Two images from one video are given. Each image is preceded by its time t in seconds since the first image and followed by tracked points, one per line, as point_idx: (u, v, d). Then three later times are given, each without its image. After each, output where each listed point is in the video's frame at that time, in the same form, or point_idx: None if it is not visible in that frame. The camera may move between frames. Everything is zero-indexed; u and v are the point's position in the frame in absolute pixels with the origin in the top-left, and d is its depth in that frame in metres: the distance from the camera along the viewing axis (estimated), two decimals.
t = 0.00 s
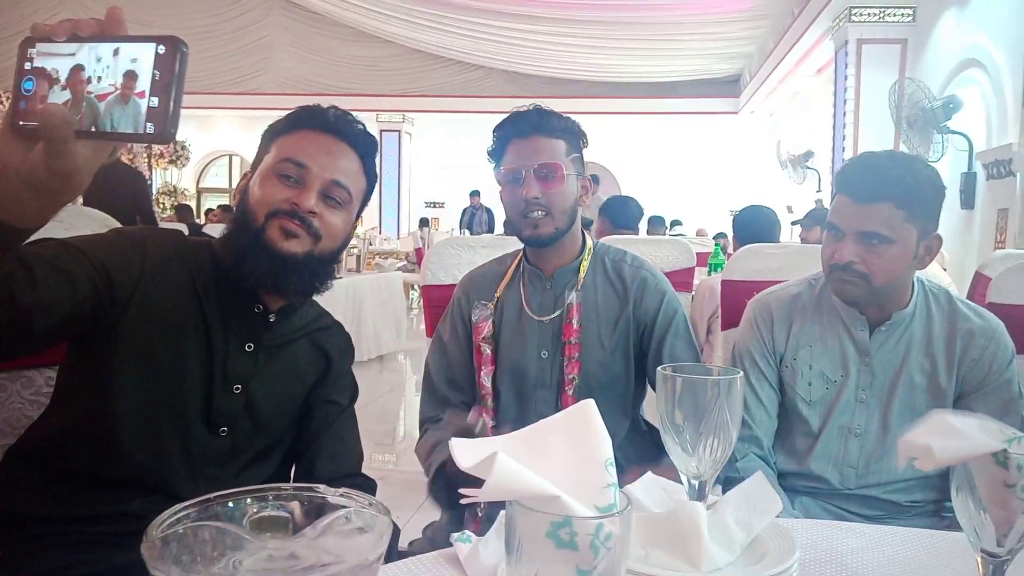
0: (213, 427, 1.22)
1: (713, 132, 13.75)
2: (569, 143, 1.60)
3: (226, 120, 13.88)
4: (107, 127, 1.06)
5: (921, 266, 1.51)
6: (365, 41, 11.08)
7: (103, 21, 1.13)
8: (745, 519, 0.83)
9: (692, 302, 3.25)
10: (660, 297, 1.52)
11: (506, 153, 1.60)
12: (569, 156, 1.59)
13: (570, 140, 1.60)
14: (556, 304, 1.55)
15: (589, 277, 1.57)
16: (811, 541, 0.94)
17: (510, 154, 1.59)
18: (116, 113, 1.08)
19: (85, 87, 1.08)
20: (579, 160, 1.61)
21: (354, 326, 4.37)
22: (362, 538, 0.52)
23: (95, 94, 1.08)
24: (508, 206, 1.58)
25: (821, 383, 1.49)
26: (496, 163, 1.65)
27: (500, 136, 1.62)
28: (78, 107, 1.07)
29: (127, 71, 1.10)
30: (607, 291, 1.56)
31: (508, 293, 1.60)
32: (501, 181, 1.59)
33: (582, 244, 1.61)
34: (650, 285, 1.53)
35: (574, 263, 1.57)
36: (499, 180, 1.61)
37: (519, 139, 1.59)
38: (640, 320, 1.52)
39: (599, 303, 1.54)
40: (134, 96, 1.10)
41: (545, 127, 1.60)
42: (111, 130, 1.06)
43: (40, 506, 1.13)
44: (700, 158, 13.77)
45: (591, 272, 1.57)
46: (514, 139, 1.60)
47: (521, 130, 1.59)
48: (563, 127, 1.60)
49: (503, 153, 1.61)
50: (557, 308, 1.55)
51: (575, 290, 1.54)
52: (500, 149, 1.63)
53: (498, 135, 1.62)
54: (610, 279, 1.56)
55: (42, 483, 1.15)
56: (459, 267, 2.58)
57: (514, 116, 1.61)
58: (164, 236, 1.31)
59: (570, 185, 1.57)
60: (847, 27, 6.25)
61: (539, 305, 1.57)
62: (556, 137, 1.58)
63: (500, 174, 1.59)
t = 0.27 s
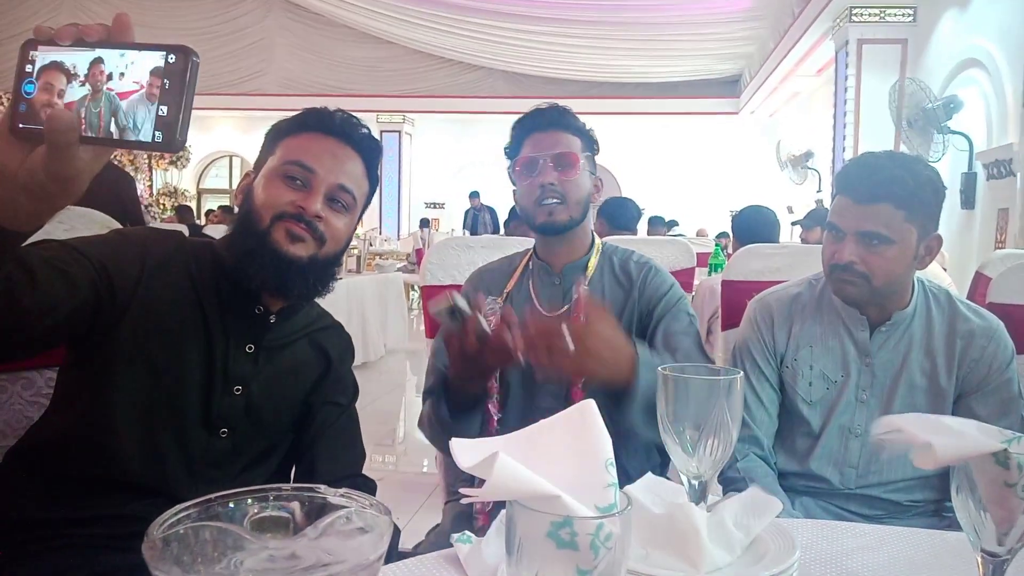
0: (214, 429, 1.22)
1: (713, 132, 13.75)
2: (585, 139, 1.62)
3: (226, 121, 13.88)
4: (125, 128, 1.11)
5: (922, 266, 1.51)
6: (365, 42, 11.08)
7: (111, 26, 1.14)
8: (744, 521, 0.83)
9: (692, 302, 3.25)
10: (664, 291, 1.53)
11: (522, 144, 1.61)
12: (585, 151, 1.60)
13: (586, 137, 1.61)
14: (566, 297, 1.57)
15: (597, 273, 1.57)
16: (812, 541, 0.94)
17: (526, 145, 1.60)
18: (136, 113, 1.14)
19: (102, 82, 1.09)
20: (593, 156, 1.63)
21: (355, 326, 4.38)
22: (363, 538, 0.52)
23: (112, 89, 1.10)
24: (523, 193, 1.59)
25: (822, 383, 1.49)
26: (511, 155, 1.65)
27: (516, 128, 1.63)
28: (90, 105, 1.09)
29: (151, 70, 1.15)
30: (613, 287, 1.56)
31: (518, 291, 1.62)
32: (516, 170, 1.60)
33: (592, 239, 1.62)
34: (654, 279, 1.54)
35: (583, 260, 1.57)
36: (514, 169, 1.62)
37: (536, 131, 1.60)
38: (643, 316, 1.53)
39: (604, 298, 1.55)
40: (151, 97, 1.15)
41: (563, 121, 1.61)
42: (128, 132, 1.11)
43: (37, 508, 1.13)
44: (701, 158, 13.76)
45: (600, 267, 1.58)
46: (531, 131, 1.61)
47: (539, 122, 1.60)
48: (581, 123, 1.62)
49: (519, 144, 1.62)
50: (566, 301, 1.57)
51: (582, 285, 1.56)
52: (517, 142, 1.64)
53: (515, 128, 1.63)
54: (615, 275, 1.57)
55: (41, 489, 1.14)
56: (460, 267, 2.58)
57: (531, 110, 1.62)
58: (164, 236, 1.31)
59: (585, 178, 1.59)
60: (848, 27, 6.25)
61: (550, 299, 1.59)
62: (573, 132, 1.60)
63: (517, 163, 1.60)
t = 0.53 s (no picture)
0: (214, 428, 1.22)
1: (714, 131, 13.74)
2: (600, 140, 1.62)
3: (227, 119, 13.88)
4: (120, 129, 1.10)
5: (923, 268, 1.50)
6: (367, 41, 11.08)
7: (105, 27, 1.13)
8: (744, 524, 0.83)
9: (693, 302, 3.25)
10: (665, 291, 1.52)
11: (537, 141, 1.61)
12: (599, 152, 1.61)
13: (601, 138, 1.62)
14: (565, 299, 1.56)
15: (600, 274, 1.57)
16: (812, 544, 0.94)
17: (540, 142, 1.60)
18: (131, 115, 1.13)
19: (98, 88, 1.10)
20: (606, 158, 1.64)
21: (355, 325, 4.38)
22: (363, 543, 0.52)
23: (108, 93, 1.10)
24: (536, 191, 1.59)
25: (822, 385, 1.49)
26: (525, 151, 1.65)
27: (532, 125, 1.63)
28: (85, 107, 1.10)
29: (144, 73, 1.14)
30: (613, 287, 1.56)
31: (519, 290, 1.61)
32: (530, 167, 1.60)
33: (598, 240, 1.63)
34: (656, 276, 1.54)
35: (586, 260, 1.57)
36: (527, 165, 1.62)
37: (552, 129, 1.60)
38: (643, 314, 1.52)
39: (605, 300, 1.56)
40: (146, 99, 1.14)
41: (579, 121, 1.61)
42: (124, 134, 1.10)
43: (38, 509, 1.13)
44: (702, 157, 13.75)
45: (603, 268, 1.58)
46: (546, 128, 1.61)
47: (555, 121, 1.60)
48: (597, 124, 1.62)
49: (533, 141, 1.62)
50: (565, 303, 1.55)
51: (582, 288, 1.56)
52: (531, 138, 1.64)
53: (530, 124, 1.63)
54: (616, 275, 1.57)
55: (42, 488, 1.14)
56: (460, 267, 2.58)
57: (547, 108, 1.62)
58: (166, 236, 1.31)
59: (598, 179, 1.59)
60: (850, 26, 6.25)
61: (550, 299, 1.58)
62: (589, 133, 1.60)
63: (531, 160, 1.60)
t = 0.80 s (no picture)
0: (217, 427, 1.22)
1: (715, 130, 13.73)
2: (596, 146, 1.60)
3: (228, 116, 13.87)
4: (120, 131, 1.10)
5: (924, 269, 1.50)
6: (368, 38, 11.06)
7: (108, 25, 1.14)
8: (746, 525, 0.83)
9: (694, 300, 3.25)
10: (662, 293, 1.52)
11: (533, 145, 1.59)
12: (596, 157, 1.59)
13: (597, 143, 1.60)
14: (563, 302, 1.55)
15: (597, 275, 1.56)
16: (813, 544, 0.95)
17: (537, 146, 1.58)
18: (132, 116, 1.13)
19: (100, 88, 1.11)
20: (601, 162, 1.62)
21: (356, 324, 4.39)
22: (369, 546, 0.52)
23: (110, 94, 1.11)
24: (530, 198, 1.57)
25: (824, 385, 1.49)
26: (520, 154, 1.63)
27: (528, 129, 1.61)
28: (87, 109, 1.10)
29: (146, 73, 1.14)
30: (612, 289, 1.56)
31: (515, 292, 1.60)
32: (524, 173, 1.58)
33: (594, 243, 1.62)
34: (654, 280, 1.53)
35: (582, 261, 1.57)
36: (522, 170, 1.59)
37: (549, 134, 1.58)
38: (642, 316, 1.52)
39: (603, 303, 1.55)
40: (148, 99, 1.14)
41: (576, 126, 1.58)
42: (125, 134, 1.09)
43: (41, 507, 1.13)
44: (703, 155, 13.74)
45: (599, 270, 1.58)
46: (544, 133, 1.58)
47: (552, 126, 1.58)
48: (594, 129, 1.60)
49: (529, 145, 1.59)
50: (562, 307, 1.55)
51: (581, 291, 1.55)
52: (526, 141, 1.61)
53: (526, 127, 1.60)
54: (614, 277, 1.57)
55: (46, 486, 1.14)
56: (462, 265, 2.58)
57: (544, 110, 1.60)
58: (168, 236, 1.31)
59: (594, 186, 1.57)
60: (852, 25, 6.24)
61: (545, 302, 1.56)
62: (586, 138, 1.58)
63: (527, 166, 1.57)
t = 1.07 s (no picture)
0: (217, 427, 1.22)
1: (713, 131, 13.74)
2: (582, 145, 1.59)
3: (226, 119, 13.87)
4: (116, 130, 1.10)
5: (921, 269, 1.51)
6: (366, 41, 11.07)
7: (104, 24, 1.13)
8: (745, 523, 0.83)
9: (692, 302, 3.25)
10: (664, 300, 1.52)
11: (518, 152, 1.58)
12: (582, 158, 1.59)
13: (583, 142, 1.59)
14: (564, 308, 1.56)
15: (597, 279, 1.57)
16: (812, 543, 0.95)
17: (522, 152, 1.58)
18: (127, 116, 1.13)
19: (96, 88, 1.11)
20: (587, 163, 1.61)
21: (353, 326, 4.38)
22: (369, 543, 0.52)
23: (105, 95, 1.12)
24: (519, 204, 1.56)
25: (822, 385, 1.50)
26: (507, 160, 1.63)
27: (512, 134, 1.60)
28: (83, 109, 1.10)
29: (140, 73, 1.14)
30: (613, 294, 1.56)
31: (513, 298, 1.60)
32: (512, 179, 1.58)
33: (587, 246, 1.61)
34: (656, 286, 1.54)
35: (580, 267, 1.58)
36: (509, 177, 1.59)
37: (534, 137, 1.58)
38: (646, 322, 1.52)
39: (606, 309, 1.54)
40: (143, 98, 1.15)
41: (560, 126, 1.58)
42: (121, 133, 1.10)
43: (40, 509, 1.13)
44: (701, 156, 13.76)
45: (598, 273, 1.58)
46: (529, 137, 1.58)
47: (536, 129, 1.58)
48: (578, 128, 1.59)
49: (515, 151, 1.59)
50: (564, 314, 1.55)
51: (583, 296, 1.54)
52: (511, 148, 1.61)
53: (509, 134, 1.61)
54: (616, 280, 1.57)
55: (45, 487, 1.14)
56: (460, 267, 2.58)
57: (526, 114, 1.60)
58: (167, 237, 1.31)
59: (582, 186, 1.57)
60: (849, 26, 6.24)
61: (547, 310, 1.57)
62: (570, 138, 1.57)
63: (513, 173, 1.57)
